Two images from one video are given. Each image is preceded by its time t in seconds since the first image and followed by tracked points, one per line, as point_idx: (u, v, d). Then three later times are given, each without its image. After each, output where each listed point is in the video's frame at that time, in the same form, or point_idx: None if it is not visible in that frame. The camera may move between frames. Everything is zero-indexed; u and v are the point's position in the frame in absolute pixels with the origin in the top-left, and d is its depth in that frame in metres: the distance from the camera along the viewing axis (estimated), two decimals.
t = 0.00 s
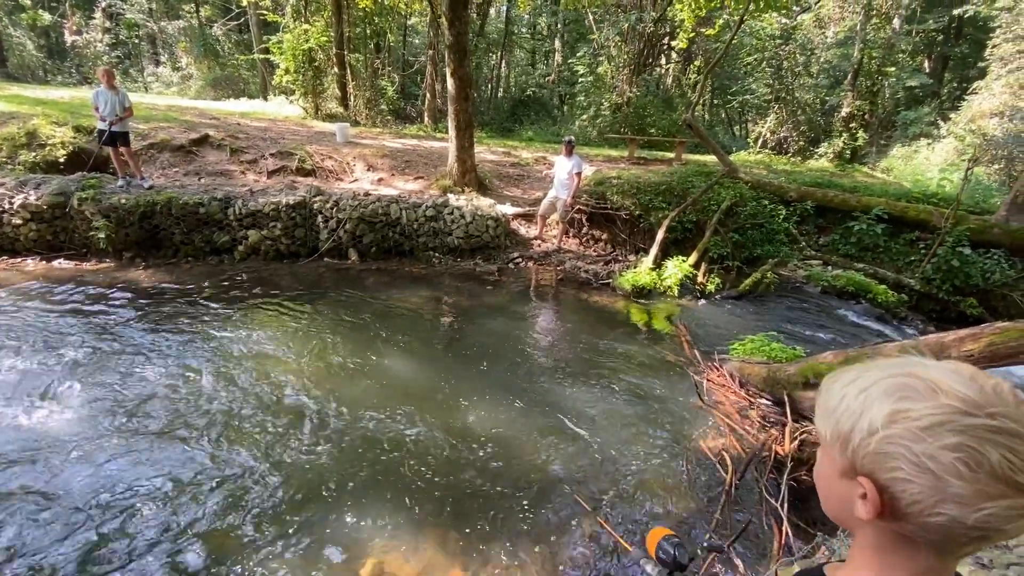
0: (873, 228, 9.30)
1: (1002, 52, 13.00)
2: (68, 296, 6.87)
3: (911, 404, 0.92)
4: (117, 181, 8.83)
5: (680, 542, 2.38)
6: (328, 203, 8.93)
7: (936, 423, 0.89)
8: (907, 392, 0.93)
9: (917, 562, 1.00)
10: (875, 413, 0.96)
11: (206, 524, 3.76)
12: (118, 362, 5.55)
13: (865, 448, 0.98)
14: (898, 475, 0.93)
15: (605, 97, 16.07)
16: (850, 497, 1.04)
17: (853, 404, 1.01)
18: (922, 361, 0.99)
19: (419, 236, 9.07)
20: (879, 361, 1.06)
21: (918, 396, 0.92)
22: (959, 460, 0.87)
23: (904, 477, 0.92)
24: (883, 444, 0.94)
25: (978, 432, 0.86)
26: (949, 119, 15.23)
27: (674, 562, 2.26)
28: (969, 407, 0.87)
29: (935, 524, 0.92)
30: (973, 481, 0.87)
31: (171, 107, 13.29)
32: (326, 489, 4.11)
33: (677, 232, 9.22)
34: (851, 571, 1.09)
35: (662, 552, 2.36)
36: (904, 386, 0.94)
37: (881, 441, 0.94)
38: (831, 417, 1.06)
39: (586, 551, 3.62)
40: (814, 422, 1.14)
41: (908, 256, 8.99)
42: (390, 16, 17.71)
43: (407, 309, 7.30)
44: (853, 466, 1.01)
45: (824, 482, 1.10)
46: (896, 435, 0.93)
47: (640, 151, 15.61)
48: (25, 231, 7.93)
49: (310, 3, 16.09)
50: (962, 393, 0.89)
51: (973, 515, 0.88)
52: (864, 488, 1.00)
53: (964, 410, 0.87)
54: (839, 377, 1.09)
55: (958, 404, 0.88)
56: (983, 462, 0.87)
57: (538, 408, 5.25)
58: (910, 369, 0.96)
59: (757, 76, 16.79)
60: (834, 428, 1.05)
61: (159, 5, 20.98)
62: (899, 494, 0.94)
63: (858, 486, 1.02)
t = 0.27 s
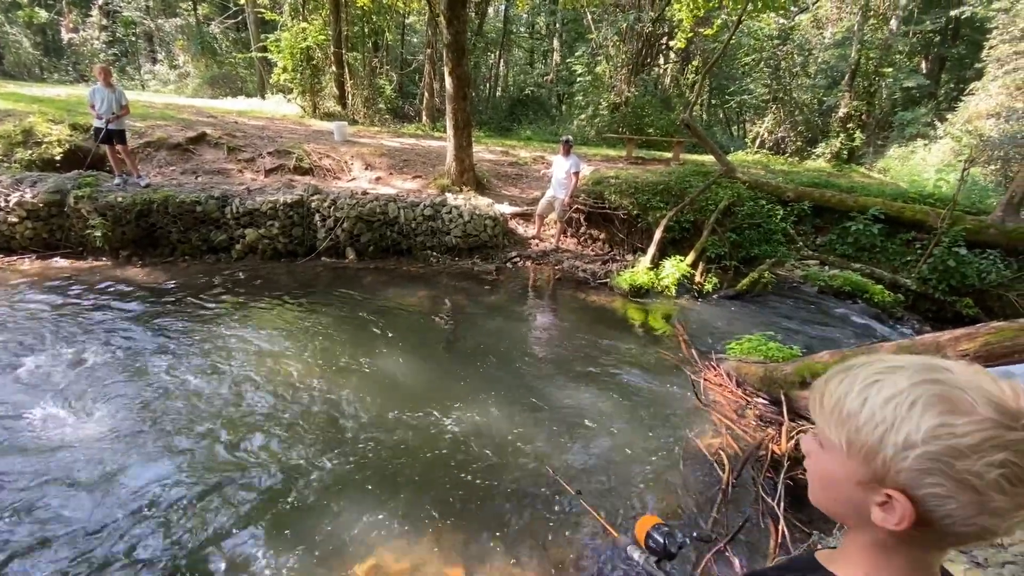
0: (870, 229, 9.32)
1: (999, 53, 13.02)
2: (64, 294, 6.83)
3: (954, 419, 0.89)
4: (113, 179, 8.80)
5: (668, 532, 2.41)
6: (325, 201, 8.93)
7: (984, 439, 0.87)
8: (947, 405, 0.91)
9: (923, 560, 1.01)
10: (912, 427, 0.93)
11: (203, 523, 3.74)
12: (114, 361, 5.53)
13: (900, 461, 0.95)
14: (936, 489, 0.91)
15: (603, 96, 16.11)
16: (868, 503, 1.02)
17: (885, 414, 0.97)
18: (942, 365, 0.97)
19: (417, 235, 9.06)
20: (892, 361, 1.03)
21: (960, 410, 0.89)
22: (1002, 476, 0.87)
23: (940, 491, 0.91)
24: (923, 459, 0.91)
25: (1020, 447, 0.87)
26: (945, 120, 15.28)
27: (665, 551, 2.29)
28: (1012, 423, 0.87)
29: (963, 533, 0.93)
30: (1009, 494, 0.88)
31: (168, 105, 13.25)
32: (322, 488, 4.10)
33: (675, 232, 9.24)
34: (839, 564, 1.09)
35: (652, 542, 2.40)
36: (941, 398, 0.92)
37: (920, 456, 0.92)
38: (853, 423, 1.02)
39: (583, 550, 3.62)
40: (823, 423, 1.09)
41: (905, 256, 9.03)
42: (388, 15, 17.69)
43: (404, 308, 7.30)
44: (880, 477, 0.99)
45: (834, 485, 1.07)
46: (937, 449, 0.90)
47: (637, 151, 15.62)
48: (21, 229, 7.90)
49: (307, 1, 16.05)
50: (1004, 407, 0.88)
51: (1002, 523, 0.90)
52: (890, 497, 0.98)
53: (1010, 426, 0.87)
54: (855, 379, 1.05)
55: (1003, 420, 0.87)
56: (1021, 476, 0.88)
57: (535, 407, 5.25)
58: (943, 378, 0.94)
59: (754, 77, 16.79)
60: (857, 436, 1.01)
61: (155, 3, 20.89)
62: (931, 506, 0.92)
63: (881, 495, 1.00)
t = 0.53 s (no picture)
0: (866, 228, 9.34)
1: (995, 53, 13.01)
2: (60, 293, 6.80)
3: (940, 406, 0.89)
4: (110, 177, 8.76)
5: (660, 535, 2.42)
6: (323, 200, 8.92)
7: (970, 425, 0.87)
8: (934, 393, 0.90)
9: (908, 546, 1.01)
10: (900, 415, 0.92)
11: (199, 523, 3.73)
12: (110, 360, 5.50)
13: (889, 450, 0.94)
14: (925, 477, 0.91)
15: (602, 95, 16.15)
16: (857, 493, 1.01)
17: (872, 403, 0.96)
18: (922, 354, 0.97)
19: (414, 234, 9.04)
20: (874, 351, 1.03)
21: (946, 398, 0.89)
22: (988, 460, 0.88)
23: (929, 479, 0.91)
24: (912, 447, 0.91)
25: (1004, 431, 0.87)
26: (942, 120, 15.32)
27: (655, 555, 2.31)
28: (996, 409, 0.87)
29: (950, 518, 0.93)
30: (995, 478, 0.89)
31: (165, 103, 13.20)
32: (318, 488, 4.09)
33: (673, 231, 9.24)
34: (832, 555, 1.09)
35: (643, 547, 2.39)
36: (928, 386, 0.91)
37: (910, 445, 0.91)
38: (841, 414, 1.01)
39: (580, 549, 3.61)
40: (810, 415, 1.08)
41: (901, 255, 9.05)
42: (386, 13, 17.66)
43: (402, 307, 7.29)
44: (869, 466, 0.98)
45: (822, 476, 1.06)
46: (925, 437, 0.90)
47: (636, 150, 15.63)
48: (17, 227, 7.86)
49: None
50: (985, 394, 0.88)
51: (986, 506, 0.91)
52: (879, 485, 0.97)
53: (995, 411, 0.87)
54: (840, 370, 1.04)
55: (985, 405, 0.87)
56: (1004, 460, 0.89)
57: (532, 406, 5.25)
58: (927, 366, 0.93)
59: (752, 76, 16.80)
60: (846, 426, 1.00)
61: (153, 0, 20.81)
62: (921, 493, 0.92)
63: (868, 483, 0.99)
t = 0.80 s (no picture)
0: (864, 228, 9.35)
1: (993, 53, 12.98)
2: (56, 292, 6.77)
3: (927, 406, 0.89)
4: (106, 175, 8.73)
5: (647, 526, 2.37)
6: (321, 198, 8.90)
7: (956, 423, 0.87)
8: (920, 393, 0.90)
9: (900, 544, 1.01)
10: (888, 417, 0.92)
11: (196, 523, 3.71)
12: (107, 359, 5.48)
13: (879, 451, 0.93)
14: (915, 476, 0.90)
15: (600, 94, 16.16)
16: (848, 494, 1.01)
17: (860, 405, 0.96)
18: (908, 353, 0.97)
19: (412, 233, 9.03)
20: (861, 351, 1.02)
21: (932, 397, 0.89)
22: (975, 458, 0.87)
23: (919, 479, 0.90)
24: (901, 448, 0.90)
25: (989, 429, 0.87)
26: (939, 120, 15.36)
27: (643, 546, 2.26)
28: (980, 406, 0.87)
29: (941, 516, 0.93)
30: (983, 475, 0.89)
31: (163, 101, 13.16)
32: (315, 487, 4.07)
33: (671, 230, 9.24)
34: (830, 555, 1.08)
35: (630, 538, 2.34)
36: (914, 386, 0.91)
37: (899, 447, 0.90)
38: (831, 416, 1.00)
39: (578, 549, 3.60)
40: (800, 417, 1.07)
41: (898, 255, 9.06)
42: (384, 12, 17.63)
43: (400, 305, 7.28)
44: (860, 468, 0.97)
45: (815, 478, 1.06)
46: (913, 438, 0.89)
47: (634, 149, 15.62)
48: (13, 225, 7.83)
49: None
50: (970, 391, 0.88)
51: (976, 504, 0.91)
52: (870, 486, 0.97)
53: (981, 408, 0.87)
54: (828, 373, 1.03)
55: (971, 404, 0.87)
56: (991, 457, 0.89)
57: (530, 404, 5.24)
58: (912, 366, 0.93)
59: (750, 75, 16.79)
60: (836, 428, 0.99)
61: None
62: (912, 493, 0.92)
63: (861, 484, 0.98)
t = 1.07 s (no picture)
0: (862, 226, 9.36)
1: (990, 53, 13.05)
2: (52, 291, 6.74)
3: (914, 392, 0.88)
4: (103, 173, 8.69)
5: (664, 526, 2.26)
6: (318, 197, 8.88)
7: (941, 408, 0.87)
8: (907, 378, 0.89)
9: (891, 534, 0.99)
10: (876, 402, 0.91)
11: (191, 523, 3.68)
12: (103, 359, 5.45)
13: (866, 437, 0.93)
14: (903, 461, 0.89)
15: (598, 93, 16.13)
16: (837, 480, 1.00)
17: (848, 391, 0.95)
18: (897, 341, 0.96)
19: (411, 231, 9.01)
20: (850, 339, 1.01)
21: (919, 383, 0.89)
22: (962, 443, 0.87)
23: (906, 464, 0.89)
24: (889, 433, 0.89)
25: (975, 414, 0.87)
26: (937, 119, 15.39)
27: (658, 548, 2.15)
28: (966, 391, 0.87)
29: (929, 502, 0.92)
30: (970, 460, 0.88)
31: (160, 99, 13.11)
32: (312, 487, 4.05)
33: (670, 229, 9.23)
34: (819, 542, 1.06)
35: (646, 536, 2.24)
36: (901, 371, 0.90)
37: (886, 432, 0.90)
38: (820, 404, 0.99)
39: (575, 549, 3.59)
40: (792, 407, 1.06)
41: (896, 254, 9.08)
42: (382, 10, 17.59)
43: (398, 304, 7.27)
44: (848, 454, 0.96)
45: (805, 466, 1.04)
46: (900, 423, 0.89)
47: (632, 148, 15.63)
48: (9, 224, 7.80)
49: None
50: (956, 377, 0.88)
51: (963, 489, 0.90)
52: (859, 472, 0.95)
53: (967, 393, 0.87)
54: (818, 361, 1.02)
55: (956, 389, 0.87)
56: (978, 442, 0.88)
57: (528, 403, 5.24)
58: (899, 352, 0.92)
59: (748, 74, 16.78)
60: (825, 416, 0.99)
61: None
62: (901, 478, 0.91)
63: (850, 471, 0.97)
